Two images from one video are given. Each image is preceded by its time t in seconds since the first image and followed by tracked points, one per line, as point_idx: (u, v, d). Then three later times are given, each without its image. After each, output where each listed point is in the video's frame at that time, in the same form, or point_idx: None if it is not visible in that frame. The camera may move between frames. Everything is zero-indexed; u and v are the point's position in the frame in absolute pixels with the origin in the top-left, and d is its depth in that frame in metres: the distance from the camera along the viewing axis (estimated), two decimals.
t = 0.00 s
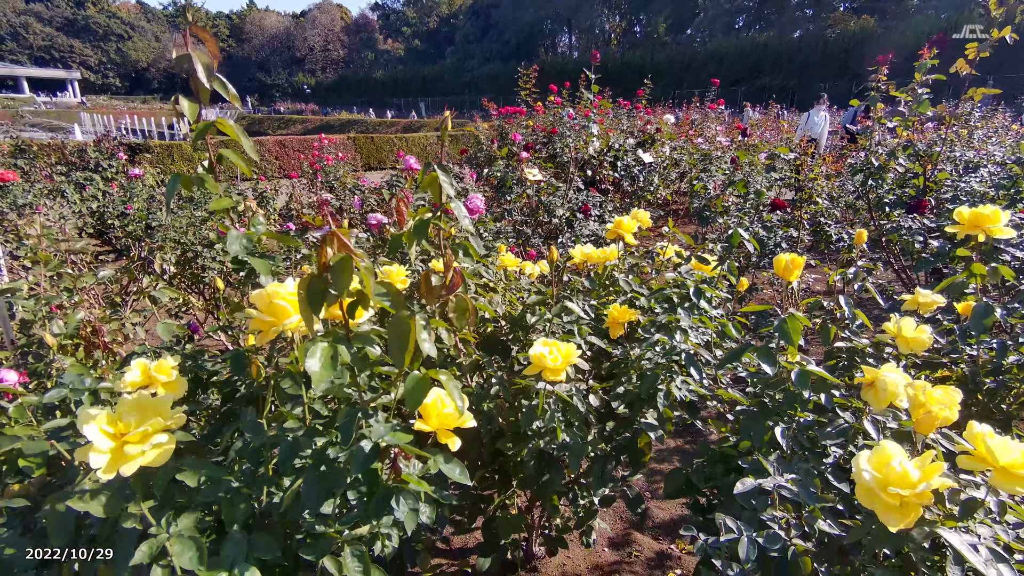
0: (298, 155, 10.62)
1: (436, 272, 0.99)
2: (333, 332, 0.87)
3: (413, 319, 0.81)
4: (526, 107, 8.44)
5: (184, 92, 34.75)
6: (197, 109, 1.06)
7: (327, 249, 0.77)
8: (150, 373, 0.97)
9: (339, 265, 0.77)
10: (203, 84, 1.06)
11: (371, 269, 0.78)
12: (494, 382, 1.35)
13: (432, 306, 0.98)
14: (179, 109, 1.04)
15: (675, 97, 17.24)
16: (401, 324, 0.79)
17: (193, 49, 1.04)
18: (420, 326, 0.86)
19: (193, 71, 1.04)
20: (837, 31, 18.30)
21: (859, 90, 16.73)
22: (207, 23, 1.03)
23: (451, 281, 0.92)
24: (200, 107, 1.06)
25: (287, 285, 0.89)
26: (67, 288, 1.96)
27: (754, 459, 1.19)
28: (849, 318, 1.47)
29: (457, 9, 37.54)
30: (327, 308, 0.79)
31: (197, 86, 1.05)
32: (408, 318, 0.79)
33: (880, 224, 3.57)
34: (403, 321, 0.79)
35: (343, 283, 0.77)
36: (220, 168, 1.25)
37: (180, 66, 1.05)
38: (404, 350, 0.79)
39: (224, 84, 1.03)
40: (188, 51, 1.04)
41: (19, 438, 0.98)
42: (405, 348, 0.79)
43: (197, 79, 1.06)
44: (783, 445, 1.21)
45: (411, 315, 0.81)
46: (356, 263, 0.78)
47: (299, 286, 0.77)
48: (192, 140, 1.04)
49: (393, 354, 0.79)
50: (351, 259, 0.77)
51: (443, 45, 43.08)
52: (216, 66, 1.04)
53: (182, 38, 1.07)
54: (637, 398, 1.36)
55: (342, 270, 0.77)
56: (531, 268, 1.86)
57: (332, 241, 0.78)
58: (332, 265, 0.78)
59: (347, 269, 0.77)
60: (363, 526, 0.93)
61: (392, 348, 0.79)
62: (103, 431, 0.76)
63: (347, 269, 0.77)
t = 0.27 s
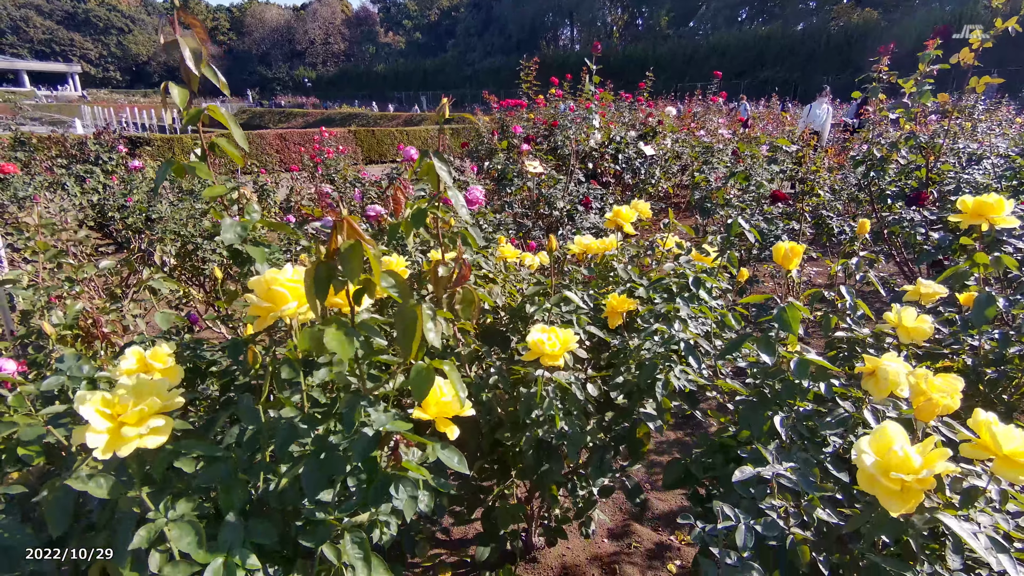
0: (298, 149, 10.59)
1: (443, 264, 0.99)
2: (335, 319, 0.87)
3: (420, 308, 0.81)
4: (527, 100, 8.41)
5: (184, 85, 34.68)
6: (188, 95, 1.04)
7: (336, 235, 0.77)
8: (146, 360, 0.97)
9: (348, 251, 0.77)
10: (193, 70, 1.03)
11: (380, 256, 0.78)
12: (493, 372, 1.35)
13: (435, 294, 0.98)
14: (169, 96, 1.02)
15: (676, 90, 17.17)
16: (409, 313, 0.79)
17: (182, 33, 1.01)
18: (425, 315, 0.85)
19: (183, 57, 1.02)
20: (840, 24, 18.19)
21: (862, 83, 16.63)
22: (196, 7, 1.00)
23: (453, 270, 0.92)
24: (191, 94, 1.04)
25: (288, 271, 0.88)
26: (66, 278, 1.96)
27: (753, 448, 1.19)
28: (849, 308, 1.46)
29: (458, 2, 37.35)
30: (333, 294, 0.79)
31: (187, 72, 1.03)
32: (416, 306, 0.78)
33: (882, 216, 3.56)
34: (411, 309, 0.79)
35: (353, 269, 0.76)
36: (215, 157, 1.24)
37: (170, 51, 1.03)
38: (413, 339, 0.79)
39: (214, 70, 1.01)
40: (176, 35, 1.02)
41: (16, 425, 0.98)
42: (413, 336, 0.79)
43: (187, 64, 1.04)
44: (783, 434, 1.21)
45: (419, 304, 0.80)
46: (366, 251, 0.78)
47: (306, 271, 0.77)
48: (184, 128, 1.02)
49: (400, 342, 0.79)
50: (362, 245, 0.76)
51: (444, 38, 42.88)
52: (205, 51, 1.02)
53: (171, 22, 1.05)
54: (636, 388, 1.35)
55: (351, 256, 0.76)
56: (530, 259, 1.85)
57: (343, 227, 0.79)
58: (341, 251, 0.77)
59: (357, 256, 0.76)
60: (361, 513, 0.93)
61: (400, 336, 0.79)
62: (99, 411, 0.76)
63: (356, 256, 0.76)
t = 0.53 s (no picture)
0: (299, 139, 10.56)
1: (417, 239, 0.99)
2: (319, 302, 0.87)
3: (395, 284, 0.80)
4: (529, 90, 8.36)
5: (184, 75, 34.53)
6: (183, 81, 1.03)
7: (303, 215, 0.76)
8: (143, 347, 0.97)
9: (316, 230, 0.76)
10: (189, 55, 1.03)
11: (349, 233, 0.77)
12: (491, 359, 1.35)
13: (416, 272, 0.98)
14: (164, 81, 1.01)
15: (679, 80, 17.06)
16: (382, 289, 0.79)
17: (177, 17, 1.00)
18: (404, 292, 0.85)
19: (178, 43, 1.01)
20: (844, 13, 18.02)
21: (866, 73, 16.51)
22: None
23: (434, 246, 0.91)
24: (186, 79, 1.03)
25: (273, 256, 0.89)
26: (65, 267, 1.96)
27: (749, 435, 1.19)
28: (848, 297, 1.45)
29: None
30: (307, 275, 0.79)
31: (183, 57, 1.02)
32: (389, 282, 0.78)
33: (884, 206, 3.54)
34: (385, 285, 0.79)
35: (320, 248, 0.76)
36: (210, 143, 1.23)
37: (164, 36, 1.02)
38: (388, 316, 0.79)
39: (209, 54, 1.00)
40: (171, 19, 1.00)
41: (14, 410, 0.98)
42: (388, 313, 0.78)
43: (182, 49, 1.03)
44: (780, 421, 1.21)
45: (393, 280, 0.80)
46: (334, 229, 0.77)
47: (278, 253, 0.77)
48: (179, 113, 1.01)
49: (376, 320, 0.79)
50: (327, 223, 0.76)
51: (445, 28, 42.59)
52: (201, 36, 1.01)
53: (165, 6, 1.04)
54: (634, 375, 1.35)
55: (320, 235, 0.76)
56: (529, 248, 1.84)
57: (309, 206, 0.79)
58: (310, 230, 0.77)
59: (324, 235, 0.76)
60: (356, 497, 0.93)
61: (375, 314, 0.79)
62: (93, 397, 0.76)
63: (323, 234, 0.76)
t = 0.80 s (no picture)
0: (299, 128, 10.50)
1: (414, 227, 1.00)
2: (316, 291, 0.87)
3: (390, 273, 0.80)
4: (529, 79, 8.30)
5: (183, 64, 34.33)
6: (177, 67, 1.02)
7: (296, 204, 0.77)
8: (142, 335, 0.97)
9: (310, 220, 0.77)
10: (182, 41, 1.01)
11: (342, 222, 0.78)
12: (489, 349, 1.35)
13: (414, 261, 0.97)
14: (158, 68, 0.99)
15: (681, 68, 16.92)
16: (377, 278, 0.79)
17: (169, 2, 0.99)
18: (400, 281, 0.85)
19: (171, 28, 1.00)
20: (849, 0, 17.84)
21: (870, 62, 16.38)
22: None
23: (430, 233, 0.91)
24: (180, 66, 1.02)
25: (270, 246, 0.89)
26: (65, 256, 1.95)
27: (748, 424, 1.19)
28: (849, 286, 1.45)
29: None
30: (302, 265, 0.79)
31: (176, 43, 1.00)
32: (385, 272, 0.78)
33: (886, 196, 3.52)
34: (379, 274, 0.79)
35: (313, 237, 0.76)
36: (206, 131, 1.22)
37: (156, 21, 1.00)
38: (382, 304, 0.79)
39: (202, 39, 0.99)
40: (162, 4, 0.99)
41: (15, 399, 0.99)
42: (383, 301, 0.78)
43: (175, 35, 1.01)
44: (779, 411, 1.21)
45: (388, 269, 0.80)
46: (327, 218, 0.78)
47: (271, 243, 0.77)
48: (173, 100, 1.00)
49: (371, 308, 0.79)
50: (320, 212, 0.76)
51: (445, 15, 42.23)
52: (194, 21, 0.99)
53: None
54: (633, 364, 1.35)
55: (313, 225, 0.76)
56: (529, 238, 1.84)
57: (302, 195, 0.79)
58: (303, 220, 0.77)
59: (318, 224, 0.76)
60: (355, 486, 0.94)
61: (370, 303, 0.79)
62: (88, 385, 0.76)
63: (317, 224, 0.76)
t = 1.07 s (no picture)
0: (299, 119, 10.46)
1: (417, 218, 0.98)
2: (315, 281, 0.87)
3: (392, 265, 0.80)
4: (531, 69, 8.24)
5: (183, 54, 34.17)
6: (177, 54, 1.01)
7: (296, 194, 0.76)
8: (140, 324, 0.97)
9: (310, 210, 0.76)
10: (182, 27, 1.00)
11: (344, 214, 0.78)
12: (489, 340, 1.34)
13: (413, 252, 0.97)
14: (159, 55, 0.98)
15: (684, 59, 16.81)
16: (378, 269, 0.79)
17: None
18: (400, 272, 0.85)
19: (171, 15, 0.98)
20: None
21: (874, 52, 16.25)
22: None
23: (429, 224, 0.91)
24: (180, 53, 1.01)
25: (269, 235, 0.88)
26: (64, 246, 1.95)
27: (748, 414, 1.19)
28: (851, 277, 1.44)
29: None
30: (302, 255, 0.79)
31: (176, 30, 0.99)
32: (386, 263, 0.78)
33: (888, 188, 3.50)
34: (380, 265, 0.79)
35: (314, 228, 0.76)
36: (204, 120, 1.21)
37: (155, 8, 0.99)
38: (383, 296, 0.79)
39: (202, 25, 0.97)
40: None
41: (14, 388, 0.99)
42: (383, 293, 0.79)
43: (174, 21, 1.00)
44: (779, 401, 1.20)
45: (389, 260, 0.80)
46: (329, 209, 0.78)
47: (271, 233, 0.76)
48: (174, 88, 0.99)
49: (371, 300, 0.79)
50: (321, 203, 0.76)
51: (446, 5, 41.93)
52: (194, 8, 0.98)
53: None
54: (633, 355, 1.35)
55: (314, 216, 0.76)
56: (530, 229, 1.83)
57: (304, 185, 0.78)
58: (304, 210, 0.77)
59: (318, 215, 0.76)
60: (354, 475, 0.94)
61: (370, 295, 0.79)
62: (86, 373, 0.76)
63: (318, 215, 0.76)
